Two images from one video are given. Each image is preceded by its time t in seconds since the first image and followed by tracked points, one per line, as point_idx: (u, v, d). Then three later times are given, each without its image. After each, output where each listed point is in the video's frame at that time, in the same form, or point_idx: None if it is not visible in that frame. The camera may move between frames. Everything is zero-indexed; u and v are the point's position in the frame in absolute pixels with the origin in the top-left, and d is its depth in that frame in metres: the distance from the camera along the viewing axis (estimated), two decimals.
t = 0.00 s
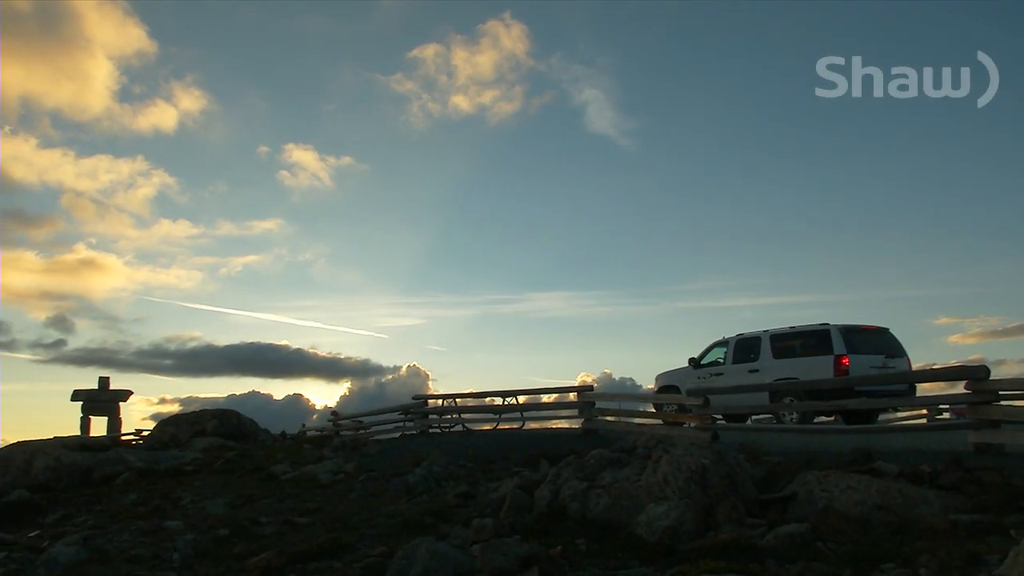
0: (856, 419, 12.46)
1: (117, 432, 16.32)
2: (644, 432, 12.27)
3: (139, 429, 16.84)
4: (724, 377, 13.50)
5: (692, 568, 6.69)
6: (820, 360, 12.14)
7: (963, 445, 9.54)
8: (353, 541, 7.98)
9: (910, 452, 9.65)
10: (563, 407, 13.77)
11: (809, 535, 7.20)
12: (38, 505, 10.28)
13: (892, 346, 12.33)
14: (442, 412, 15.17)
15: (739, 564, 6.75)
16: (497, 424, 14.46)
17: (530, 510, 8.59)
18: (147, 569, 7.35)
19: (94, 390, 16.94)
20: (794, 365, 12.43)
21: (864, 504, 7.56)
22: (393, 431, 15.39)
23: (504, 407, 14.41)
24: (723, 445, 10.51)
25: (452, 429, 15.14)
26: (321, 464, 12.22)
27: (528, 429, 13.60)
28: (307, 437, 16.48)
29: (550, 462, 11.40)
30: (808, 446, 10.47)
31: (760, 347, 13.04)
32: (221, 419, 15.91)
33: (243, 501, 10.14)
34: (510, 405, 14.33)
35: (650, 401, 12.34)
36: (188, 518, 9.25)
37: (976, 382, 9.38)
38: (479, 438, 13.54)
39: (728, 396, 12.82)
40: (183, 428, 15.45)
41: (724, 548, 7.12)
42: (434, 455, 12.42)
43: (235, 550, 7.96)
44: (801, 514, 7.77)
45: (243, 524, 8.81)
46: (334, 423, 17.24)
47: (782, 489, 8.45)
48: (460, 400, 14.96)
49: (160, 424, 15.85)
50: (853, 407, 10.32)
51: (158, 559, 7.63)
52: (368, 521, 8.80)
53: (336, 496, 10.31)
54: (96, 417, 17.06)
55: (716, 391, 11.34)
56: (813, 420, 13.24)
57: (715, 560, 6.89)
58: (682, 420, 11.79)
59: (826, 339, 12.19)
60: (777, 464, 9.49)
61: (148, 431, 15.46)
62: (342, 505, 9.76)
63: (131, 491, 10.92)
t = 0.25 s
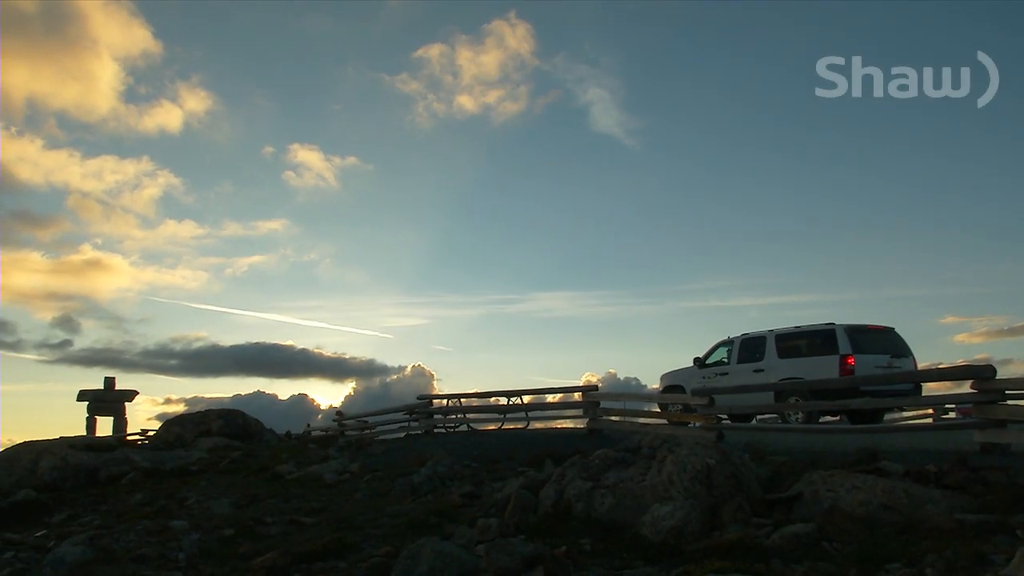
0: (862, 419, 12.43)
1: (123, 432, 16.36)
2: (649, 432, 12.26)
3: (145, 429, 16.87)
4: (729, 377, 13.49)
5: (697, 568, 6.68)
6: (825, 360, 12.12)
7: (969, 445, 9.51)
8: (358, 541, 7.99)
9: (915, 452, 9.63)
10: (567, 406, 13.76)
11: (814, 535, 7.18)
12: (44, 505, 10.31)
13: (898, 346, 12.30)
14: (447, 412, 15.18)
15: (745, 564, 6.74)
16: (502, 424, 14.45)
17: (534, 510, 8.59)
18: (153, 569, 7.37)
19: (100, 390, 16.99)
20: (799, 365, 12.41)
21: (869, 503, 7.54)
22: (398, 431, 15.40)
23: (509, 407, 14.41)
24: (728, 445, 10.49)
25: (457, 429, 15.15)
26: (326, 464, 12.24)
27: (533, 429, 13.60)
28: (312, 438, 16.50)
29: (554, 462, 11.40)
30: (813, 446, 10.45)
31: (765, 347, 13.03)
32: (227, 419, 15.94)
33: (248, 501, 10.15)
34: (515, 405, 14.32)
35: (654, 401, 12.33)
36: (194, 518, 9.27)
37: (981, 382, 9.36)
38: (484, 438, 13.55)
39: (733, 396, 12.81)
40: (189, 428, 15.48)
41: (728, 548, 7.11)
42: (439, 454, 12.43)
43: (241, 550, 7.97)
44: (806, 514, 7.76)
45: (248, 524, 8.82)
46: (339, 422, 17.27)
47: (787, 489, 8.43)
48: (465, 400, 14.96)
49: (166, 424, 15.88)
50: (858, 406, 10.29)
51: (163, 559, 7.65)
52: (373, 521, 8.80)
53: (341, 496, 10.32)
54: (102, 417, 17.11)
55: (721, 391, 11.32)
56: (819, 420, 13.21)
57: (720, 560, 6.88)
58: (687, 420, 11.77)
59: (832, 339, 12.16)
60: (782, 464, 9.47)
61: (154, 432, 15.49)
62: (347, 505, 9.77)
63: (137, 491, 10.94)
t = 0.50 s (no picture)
0: (866, 419, 12.41)
1: (127, 432, 16.40)
2: (653, 432, 12.25)
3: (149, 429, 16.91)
4: (732, 376, 13.47)
5: (701, 569, 6.67)
6: (829, 360, 12.10)
7: (974, 445, 9.49)
8: (362, 541, 7.99)
9: (919, 452, 9.61)
10: (571, 406, 13.76)
11: (818, 535, 7.17)
12: (49, 505, 10.34)
13: (902, 346, 12.27)
14: (451, 412, 15.18)
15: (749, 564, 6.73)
16: (505, 424, 14.46)
17: (538, 510, 8.59)
18: (158, 569, 7.38)
19: (105, 390, 17.03)
20: (804, 365, 12.39)
21: (874, 503, 7.53)
22: (402, 431, 15.40)
23: (512, 407, 14.41)
24: (732, 445, 10.48)
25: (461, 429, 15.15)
26: (330, 464, 12.25)
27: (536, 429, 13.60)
28: (316, 438, 16.52)
29: (558, 462, 11.39)
30: (817, 445, 10.43)
31: (769, 346, 13.01)
32: (231, 419, 15.96)
33: (252, 501, 10.17)
34: (518, 405, 14.32)
35: (658, 401, 12.32)
36: (198, 518, 9.28)
37: (986, 382, 9.34)
38: (488, 438, 13.55)
39: (737, 396, 12.79)
40: (193, 427, 15.51)
41: (730, 549, 7.10)
42: (443, 454, 12.44)
43: (244, 550, 7.98)
44: (811, 514, 7.75)
45: (252, 524, 8.83)
46: (343, 422, 17.29)
47: (791, 489, 8.42)
48: (469, 400, 14.97)
49: (170, 424, 15.91)
50: (863, 406, 10.27)
51: (168, 559, 7.66)
52: (376, 520, 8.81)
53: (345, 496, 10.33)
54: (106, 417, 17.15)
55: (725, 391, 11.30)
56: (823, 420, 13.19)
57: (724, 560, 6.87)
58: (691, 420, 11.76)
59: (836, 339, 12.14)
60: (786, 464, 9.46)
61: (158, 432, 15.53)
62: (351, 505, 9.77)
63: (141, 491, 10.97)
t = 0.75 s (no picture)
0: (870, 419, 12.39)
1: (131, 432, 16.44)
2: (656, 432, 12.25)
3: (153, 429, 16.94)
4: (736, 376, 13.45)
5: (705, 569, 6.67)
6: (833, 360, 12.08)
7: (978, 445, 9.47)
8: (365, 541, 8.00)
9: (923, 452, 9.59)
10: (574, 406, 13.76)
11: (822, 535, 7.17)
12: (54, 505, 10.36)
13: (906, 346, 12.25)
14: (454, 413, 15.18)
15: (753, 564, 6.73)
16: (509, 424, 14.46)
17: (542, 510, 8.59)
18: (162, 569, 7.39)
19: (109, 390, 17.06)
20: (807, 365, 12.37)
21: (878, 504, 7.52)
22: (405, 432, 15.41)
23: (516, 407, 14.41)
24: (736, 445, 10.46)
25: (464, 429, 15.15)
26: (334, 464, 12.27)
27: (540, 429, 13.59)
28: (319, 438, 16.54)
29: (561, 463, 11.39)
30: (821, 446, 10.41)
31: (773, 346, 12.99)
32: (235, 419, 15.99)
33: (256, 501, 10.18)
34: (522, 405, 14.32)
35: (662, 401, 12.31)
36: (202, 518, 9.30)
37: (990, 382, 9.32)
38: (491, 438, 13.55)
39: (741, 396, 12.78)
40: (197, 428, 15.54)
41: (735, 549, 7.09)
42: (446, 455, 12.44)
43: (248, 550, 7.99)
44: (814, 514, 7.74)
45: (256, 524, 8.84)
46: (347, 422, 17.30)
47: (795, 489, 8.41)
48: (472, 400, 14.97)
49: (174, 425, 15.94)
50: (866, 406, 10.25)
51: (172, 559, 7.67)
52: (380, 521, 8.81)
53: (349, 496, 10.34)
54: (110, 417, 17.18)
55: (729, 391, 11.29)
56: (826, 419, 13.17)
57: (727, 561, 6.86)
58: (695, 420, 11.75)
59: (840, 339, 12.12)
60: (790, 464, 9.45)
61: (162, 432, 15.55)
62: (355, 505, 9.78)
63: (145, 492, 10.99)
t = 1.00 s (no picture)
0: (872, 418, 12.38)
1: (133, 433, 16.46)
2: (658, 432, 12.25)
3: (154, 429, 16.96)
4: (737, 377, 13.45)
5: (706, 569, 6.67)
6: (835, 360, 12.07)
7: (980, 445, 9.46)
8: (367, 541, 8.01)
9: (925, 452, 9.58)
10: (576, 407, 13.76)
11: (825, 535, 7.16)
12: (56, 506, 10.38)
13: (908, 346, 12.24)
14: (456, 413, 15.19)
15: (754, 564, 6.73)
16: (510, 424, 14.46)
17: (543, 511, 8.59)
18: (164, 569, 7.40)
19: (111, 390, 17.08)
20: (809, 365, 12.37)
21: (880, 504, 7.51)
22: (407, 432, 15.42)
23: (518, 407, 14.40)
24: (737, 445, 10.46)
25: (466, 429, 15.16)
26: (335, 464, 12.28)
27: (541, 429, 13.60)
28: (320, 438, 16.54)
29: (563, 463, 11.39)
30: (823, 446, 10.40)
31: (774, 346, 12.98)
32: (236, 420, 16.00)
33: (258, 501, 10.20)
34: (523, 405, 14.32)
35: (664, 401, 12.30)
36: (204, 518, 9.32)
37: (993, 381, 9.31)
38: (493, 438, 13.56)
39: (743, 396, 12.78)
40: (199, 428, 15.55)
41: (737, 550, 7.08)
42: (447, 455, 12.45)
43: (249, 551, 7.99)
44: (816, 515, 7.74)
45: (258, 524, 8.85)
46: (349, 422, 17.32)
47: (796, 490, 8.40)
48: (474, 400, 14.97)
49: (176, 425, 15.96)
50: (868, 406, 10.25)
51: (174, 560, 7.68)
52: (382, 521, 8.83)
53: (351, 497, 10.35)
54: (112, 417, 17.20)
55: (730, 391, 11.28)
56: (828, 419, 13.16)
57: (731, 561, 6.86)
58: (697, 420, 11.74)
59: (842, 339, 12.11)
60: (792, 464, 9.45)
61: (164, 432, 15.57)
62: (357, 505, 9.79)
63: (147, 492, 11.00)
